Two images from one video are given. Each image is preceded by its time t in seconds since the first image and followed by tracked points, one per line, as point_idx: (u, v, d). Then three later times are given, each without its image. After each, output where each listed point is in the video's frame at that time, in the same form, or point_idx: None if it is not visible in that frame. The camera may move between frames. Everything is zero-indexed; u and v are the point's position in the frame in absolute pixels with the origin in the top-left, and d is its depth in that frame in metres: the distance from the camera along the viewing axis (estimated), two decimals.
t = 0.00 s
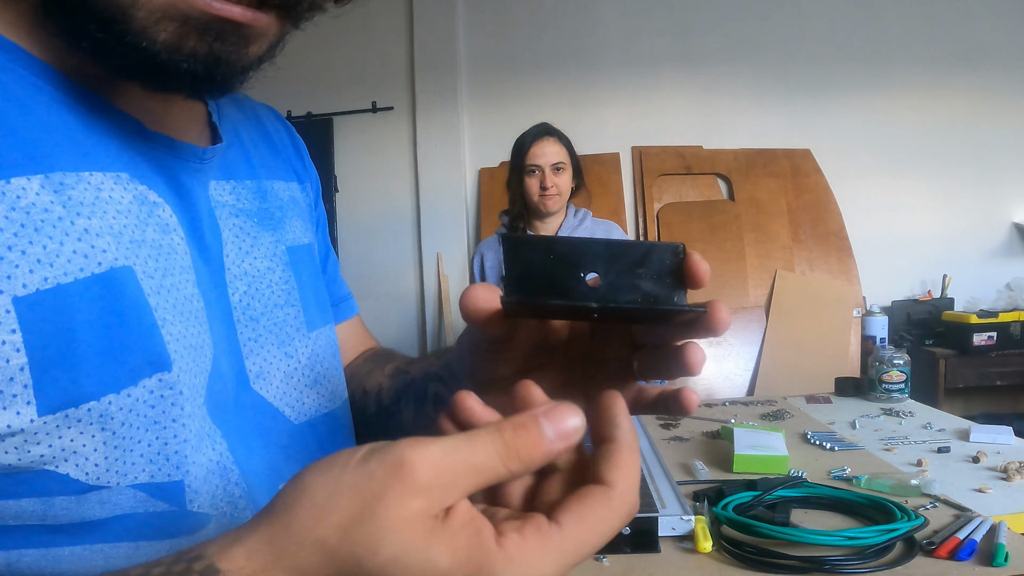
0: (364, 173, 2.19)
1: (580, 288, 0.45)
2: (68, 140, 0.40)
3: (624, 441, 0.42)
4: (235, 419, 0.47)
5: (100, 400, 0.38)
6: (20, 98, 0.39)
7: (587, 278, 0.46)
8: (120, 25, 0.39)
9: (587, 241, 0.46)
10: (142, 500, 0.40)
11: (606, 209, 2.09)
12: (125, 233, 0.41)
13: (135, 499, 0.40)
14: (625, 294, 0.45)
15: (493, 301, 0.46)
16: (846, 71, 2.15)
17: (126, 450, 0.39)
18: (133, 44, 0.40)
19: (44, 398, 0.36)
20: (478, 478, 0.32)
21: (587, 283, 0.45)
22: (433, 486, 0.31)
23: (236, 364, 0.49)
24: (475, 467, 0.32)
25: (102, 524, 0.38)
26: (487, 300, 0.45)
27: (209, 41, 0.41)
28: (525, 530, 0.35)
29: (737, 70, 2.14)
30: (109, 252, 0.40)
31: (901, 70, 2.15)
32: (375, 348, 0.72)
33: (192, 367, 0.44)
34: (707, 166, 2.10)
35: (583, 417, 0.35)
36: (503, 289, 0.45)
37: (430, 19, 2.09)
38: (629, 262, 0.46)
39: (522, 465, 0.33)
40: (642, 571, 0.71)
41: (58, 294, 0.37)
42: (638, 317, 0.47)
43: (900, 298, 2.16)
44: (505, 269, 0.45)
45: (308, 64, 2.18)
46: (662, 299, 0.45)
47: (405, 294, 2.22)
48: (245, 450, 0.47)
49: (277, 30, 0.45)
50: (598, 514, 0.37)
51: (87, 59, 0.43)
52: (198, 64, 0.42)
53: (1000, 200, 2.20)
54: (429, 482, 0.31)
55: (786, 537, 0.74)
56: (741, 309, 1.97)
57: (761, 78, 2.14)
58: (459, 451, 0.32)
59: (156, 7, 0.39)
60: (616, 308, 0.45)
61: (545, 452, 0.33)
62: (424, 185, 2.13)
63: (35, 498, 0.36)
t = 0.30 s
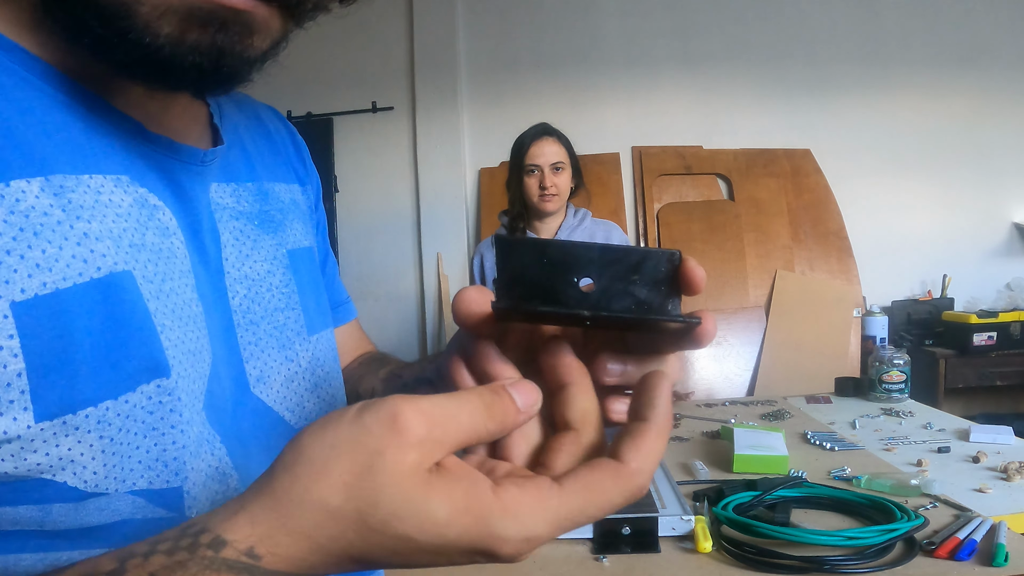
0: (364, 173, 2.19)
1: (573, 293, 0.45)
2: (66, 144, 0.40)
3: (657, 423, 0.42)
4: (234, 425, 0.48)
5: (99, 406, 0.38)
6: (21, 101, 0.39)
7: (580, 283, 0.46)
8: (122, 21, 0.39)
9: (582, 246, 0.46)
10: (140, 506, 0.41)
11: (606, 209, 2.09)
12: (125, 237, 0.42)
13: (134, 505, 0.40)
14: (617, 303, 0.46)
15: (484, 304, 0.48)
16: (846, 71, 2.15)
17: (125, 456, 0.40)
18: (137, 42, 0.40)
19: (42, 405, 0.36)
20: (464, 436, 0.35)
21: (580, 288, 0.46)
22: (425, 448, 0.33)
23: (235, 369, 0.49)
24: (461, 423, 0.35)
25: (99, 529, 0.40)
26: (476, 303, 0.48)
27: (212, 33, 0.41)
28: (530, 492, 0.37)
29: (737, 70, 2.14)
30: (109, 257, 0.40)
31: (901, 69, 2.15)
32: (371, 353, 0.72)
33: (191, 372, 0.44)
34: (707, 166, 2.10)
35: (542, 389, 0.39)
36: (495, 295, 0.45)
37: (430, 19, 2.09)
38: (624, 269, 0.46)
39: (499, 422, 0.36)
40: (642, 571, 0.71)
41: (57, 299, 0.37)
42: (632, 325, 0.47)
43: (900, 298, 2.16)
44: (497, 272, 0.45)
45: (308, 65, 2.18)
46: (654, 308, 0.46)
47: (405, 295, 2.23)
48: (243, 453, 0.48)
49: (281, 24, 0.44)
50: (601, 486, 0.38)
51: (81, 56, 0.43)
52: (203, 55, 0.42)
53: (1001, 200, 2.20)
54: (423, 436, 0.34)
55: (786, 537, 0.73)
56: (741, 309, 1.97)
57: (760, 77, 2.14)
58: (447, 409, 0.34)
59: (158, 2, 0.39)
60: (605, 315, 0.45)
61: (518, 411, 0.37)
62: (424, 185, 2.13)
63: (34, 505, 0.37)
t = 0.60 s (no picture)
0: (364, 173, 2.19)
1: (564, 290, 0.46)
2: (66, 144, 0.40)
3: (621, 384, 0.43)
4: (232, 427, 0.48)
5: (96, 407, 0.38)
6: (23, 102, 0.39)
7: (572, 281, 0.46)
8: (148, 28, 0.39)
9: (572, 246, 0.45)
10: (139, 507, 0.41)
11: (606, 209, 2.09)
12: (124, 238, 0.42)
13: (132, 506, 0.41)
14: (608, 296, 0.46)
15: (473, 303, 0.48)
16: (846, 71, 2.15)
17: (122, 457, 0.40)
18: (162, 47, 0.40)
19: (40, 405, 0.36)
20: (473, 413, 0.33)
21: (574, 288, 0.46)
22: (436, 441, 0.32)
23: (235, 371, 0.49)
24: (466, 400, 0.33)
25: (98, 529, 0.40)
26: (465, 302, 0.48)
27: (235, 43, 0.41)
28: (540, 480, 0.38)
29: (737, 70, 2.14)
30: (107, 257, 0.40)
31: (901, 70, 2.15)
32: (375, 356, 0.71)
33: (189, 374, 0.44)
34: (707, 166, 2.10)
35: (544, 313, 0.35)
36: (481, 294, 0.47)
37: (430, 19, 2.09)
38: (615, 265, 0.46)
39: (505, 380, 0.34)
40: (641, 571, 0.71)
41: (54, 299, 0.37)
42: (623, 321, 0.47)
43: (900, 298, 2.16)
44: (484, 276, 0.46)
45: (309, 65, 2.18)
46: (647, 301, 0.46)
47: (405, 295, 2.23)
48: (241, 455, 0.48)
49: (295, 27, 0.45)
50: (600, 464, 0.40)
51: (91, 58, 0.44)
52: (226, 64, 0.43)
53: (1001, 200, 2.20)
54: (432, 432, 0.32)
55: (786, 537, 0.73)
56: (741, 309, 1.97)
57: (761, 78, 2.14)
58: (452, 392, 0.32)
59: (185, 9, 0.39)
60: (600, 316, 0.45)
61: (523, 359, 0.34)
62: (424, 184, 2.13)
63: (32, 506, 0.37)
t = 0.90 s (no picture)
0: (364, 173, 2.19)
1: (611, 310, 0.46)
2: (66, 143, 0.40)
3: (648, 341, 0.38)
4: (236, 424, 0.48)
5: (105, 405, 0.38)
6: (25, 101, 0.39)
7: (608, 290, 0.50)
8: (163, 23, 0.40)
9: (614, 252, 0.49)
10: (148, 504, 0.41)
11: (606, 209, 2.09)
12: (128, 236, 0.42)
13: (142, 503, 0.41)
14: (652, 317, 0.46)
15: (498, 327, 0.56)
16: (846, 71, 2.15)
17: (131, 454, 0.40)
18: (177, 42, 0.41)
19: (50, 404, 0.36)
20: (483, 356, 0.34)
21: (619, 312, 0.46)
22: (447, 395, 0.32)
23: (239, 369, 0.49)
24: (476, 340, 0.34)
25: (110, 527, 0.39)
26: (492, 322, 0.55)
27: (246, 35, 0.42)
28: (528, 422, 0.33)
29: (737, 70, 2.14)
30: (114, 254, 0.40)
31: (901, 70, 2.15)
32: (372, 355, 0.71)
33: (195, 371, 0.44)
34: (707, 166, 2.10)
35: (552, 271, 0.38)
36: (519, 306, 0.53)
37: (430, 19, 2.09)
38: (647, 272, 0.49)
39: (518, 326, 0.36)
40: (642, 571, 0.71)
41: (62, 297, 0.37)
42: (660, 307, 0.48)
43: (900, 298, 2.16)
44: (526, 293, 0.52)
45: (309, 65, 2.18)
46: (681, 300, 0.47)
47: (405, 294, 2.23)
48: (244, 452, 0.48)
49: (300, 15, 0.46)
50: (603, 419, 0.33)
51: (103, 55, 0.44)
52: (238, 57, 0.44)
53: (1001, 200, 2.20)
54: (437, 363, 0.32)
55: (786, 537, 0.73)
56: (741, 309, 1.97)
57: (761, 78, 2.14)
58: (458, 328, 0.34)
59: (198, 4, 0.40)
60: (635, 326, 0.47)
61: (537, 311, 0.37)
62: (424, 184, 2.13)
63: (43, 507, 0.37)
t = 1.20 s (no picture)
0: (364, 172, 2.19)
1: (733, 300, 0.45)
2: (63, 141, 0.40)
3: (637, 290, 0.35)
4: (239, 423, 0.47)
5: (105, 404, 0.38)
6: (23, 99, 0.39)
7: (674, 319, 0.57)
8: (163, 18, 0.40)
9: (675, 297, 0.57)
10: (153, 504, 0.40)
11: (606, 209, 2.09)
12: (126, 233, 0.42)
13: (146, 503, 0.40)
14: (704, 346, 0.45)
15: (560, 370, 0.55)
16: (846, 72, 2.15)
17: (133, 453, 0.39)
18: (176, 37, 0.41)
19: (50, 403, 0.36)
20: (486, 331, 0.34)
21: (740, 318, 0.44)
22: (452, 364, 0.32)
23: (240, 367, 0.49)
24: (485, 322, 0.34)
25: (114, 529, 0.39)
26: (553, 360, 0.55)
27: (247, 28, 0.43)
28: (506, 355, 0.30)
29: (737, 70, 2.14)
30: (113, 251, 0.40)
31: (901, 70, 2.15)
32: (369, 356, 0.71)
33: (194, 370, 0.44)
34: (707, 166, 2.10)
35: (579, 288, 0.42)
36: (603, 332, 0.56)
37: (431, 19, 2.09)
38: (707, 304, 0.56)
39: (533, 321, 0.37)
40: (642, 571, 0.71)
41: (61, 294, 0.37)
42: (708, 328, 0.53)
43: (899, 298, 2.16)
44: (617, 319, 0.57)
45: (309, 64, 2.18)
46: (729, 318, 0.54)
47: (405, 294, 2.23)
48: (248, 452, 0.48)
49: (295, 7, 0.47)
50: (587, 341, 0.30)
51: (97, 51, 0.44)
52: (239, 49, 0.44)
53: (1001, 200, 2.20)
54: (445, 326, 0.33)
55: (786, 537, 0.73)
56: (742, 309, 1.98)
57: (761, 79, 2.14)
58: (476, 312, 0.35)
59: None
60: (663, 345, 0.44)
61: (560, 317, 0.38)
62: (424, 184, 2.13)
63: (47, 512, 0.36)
